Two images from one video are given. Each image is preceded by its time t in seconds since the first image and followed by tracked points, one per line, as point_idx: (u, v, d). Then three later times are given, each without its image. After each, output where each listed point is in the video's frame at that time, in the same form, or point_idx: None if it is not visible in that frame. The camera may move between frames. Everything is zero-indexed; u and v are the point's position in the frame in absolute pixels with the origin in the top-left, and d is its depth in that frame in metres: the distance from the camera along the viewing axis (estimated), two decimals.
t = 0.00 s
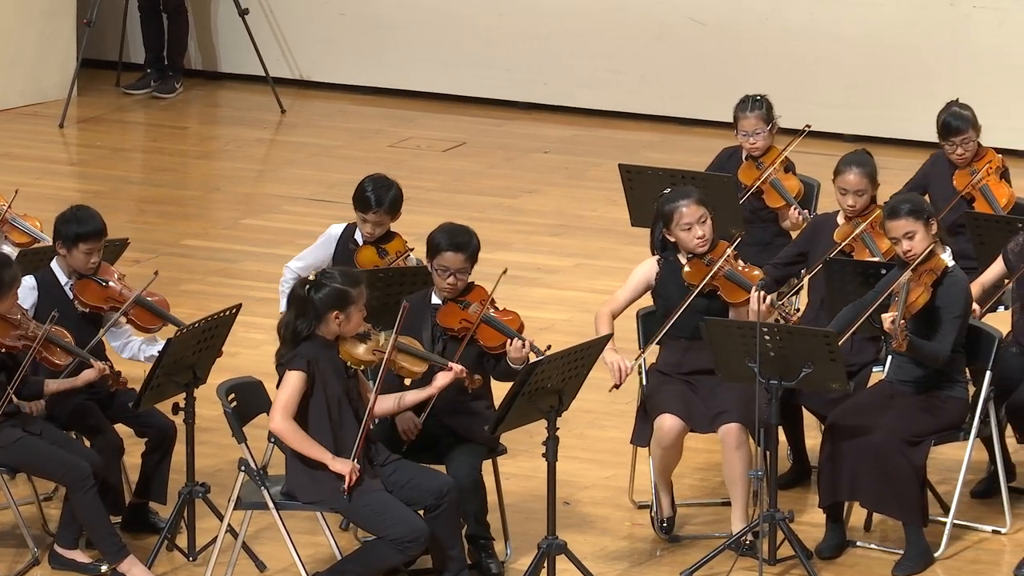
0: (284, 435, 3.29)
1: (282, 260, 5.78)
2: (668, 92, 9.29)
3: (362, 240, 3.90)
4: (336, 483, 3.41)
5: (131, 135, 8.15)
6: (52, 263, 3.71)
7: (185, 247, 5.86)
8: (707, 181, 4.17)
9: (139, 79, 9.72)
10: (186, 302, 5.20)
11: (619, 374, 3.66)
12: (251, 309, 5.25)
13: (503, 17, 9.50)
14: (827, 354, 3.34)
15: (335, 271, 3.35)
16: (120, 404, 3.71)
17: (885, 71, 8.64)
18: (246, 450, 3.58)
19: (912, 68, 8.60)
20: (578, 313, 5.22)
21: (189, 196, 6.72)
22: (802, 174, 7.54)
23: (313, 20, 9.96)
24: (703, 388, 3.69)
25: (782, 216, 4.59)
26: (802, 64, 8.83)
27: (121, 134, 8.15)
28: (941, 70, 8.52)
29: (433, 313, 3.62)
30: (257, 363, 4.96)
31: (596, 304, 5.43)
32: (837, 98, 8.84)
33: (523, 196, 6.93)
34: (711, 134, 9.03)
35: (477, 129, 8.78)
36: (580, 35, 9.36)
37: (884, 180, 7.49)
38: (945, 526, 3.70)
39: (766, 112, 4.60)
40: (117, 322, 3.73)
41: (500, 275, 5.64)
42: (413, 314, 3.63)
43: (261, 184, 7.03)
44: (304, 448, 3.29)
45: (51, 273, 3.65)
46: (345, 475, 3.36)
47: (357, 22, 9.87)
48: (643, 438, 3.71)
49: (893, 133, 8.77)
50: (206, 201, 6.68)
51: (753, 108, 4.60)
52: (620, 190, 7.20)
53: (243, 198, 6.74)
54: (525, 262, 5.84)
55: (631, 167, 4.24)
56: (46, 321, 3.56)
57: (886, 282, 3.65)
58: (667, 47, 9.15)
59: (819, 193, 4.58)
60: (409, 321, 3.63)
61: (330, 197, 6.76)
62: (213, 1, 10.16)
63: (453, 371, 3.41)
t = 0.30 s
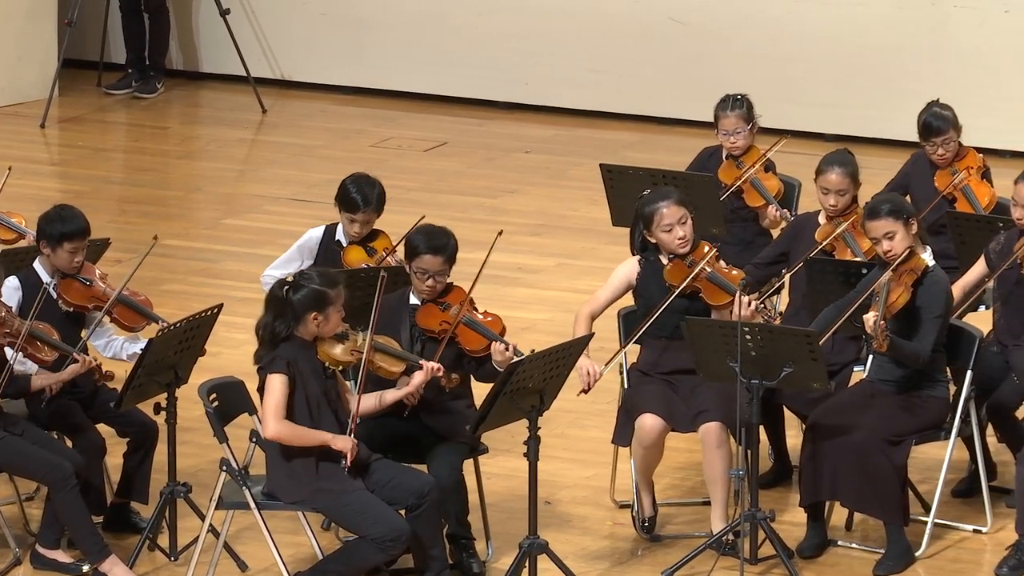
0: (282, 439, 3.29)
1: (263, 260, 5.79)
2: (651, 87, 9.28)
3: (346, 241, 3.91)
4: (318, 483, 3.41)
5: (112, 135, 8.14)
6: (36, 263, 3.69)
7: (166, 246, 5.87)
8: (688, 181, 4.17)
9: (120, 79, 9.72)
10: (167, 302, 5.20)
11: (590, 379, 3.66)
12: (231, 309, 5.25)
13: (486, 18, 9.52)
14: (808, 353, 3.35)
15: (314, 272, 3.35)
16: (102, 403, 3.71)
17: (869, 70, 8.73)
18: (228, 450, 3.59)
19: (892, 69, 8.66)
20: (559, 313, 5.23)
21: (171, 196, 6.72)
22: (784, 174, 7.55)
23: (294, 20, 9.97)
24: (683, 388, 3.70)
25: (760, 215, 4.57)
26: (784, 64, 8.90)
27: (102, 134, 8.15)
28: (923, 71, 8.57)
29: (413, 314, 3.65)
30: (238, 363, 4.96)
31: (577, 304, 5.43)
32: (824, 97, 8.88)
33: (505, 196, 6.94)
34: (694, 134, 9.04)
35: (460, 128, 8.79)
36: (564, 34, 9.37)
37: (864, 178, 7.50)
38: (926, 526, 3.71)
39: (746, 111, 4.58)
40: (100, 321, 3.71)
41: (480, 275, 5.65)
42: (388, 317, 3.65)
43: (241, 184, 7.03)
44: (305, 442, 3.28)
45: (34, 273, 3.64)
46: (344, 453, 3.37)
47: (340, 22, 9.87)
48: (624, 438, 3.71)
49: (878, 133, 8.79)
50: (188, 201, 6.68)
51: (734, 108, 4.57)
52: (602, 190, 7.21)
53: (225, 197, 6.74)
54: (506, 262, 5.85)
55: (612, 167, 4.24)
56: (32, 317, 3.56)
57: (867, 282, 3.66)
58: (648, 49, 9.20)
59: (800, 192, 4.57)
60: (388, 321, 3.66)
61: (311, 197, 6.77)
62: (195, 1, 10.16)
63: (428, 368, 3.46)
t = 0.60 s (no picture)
0: (275, 443, 3.30)
1: (243, 260, 5.79)
2: (633, 85, 9.26)
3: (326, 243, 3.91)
4: (298, 483, 3.41)
5: (92, 135, 8.14)
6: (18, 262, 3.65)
7: (145, 246, 5.86)
8: (668, 180, 4.16)
9: (101, 79, 9.72)
10: (147, 302, 5.20)
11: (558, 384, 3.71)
12: (212, 309, 5.25)
13: (470, 18, 9.51)
14: (788, 353, 3.35)
15: (292, 274, 3.35)
16: (82, 404, 3.70)
17: (848, 72, 8.69)
18: (208, 450, 3.58)
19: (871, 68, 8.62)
20: (539, 313, 5.23)
21: (151, 196, 6.71)
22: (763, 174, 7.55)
23: (274, 20, 9.98)
24: (664, 388, 3.69)
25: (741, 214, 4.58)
26: (764, 62, 8.84)
27: (82, 134, 8.15)
28: (901, 70, 8.55)
29: (390, 314, 3.66)
30: (218, 363, 4.96)
31: (558, 304, 5.43)
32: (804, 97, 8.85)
33: (485, 197, 6.93)
34: (676, 134, 9.04)
35: (444, 129, 8.78)
36: (545, 34, 9.36)
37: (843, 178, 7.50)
38: (906, 525, 3.71)
39: (726, 111, 4.55)
40: (83, 322, 3.71)
41: (459, 276, 5.64)
42: (364, 320, 3.67)
43: (222, 184, 7.03)
44: (297, 434, 3.30)
45: (17, 273, 3.60)
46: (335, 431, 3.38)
47: (324, 22, 9.86)
48: (604, 438, 3.71)
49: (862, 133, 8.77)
50: (168, 201, 6.68)
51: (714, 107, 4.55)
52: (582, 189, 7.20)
53: (205, 198, 6.74)
54: (486, 262, 5.84)
55: (592, 166, 4.24)
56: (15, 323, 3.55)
57: (847, 283, 3.66)
58: (628, 46, 9.18)
59: (779, 191, 4.59)
60: (365, 322, 3.67)
61: (291, 197, 6.77)
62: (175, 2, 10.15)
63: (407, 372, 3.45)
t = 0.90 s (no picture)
0: (257, 444, 3.32)
1: (223, 260, 5.79)
2: (618, 86, 9.28)
3: (301, 243, 3.90)
4: (280, 483, 3.41)
5: (72, 135, 8.14)
6: None
7: (125, 246, 5.87)
8: (648, 180, 4.16)
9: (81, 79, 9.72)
10: (127, 302, 5.21)
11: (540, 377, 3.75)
12: (192, 309, 5.25)
13: (454, 17, 9.51)
14: (769, 353, 3.35)
15: (275, 273, 3.35)
16: (63, 404, 3.70)
17: (830, 71, 8.72)
18: (189, 450, 3.58)
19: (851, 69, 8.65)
20: (519, 313, 5.23)
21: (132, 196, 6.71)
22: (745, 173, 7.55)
23: (255, 20, 9.98)
24: (645, 388, 3.70)
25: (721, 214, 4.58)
26: (745, 63, 8.89)
27: (61, 133, 8.15)
28: (881, 69, 8.58)
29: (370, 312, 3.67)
30: (198, 363, 4.96)
31: (539, 304, 5.43)
32: (789, 98, 8.89)
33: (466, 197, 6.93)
34: (658, 133, 9.04)
35: (430, 128, 8.78)
36: (527, 33, 9.36)
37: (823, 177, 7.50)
38: (887, 524, 3.72)
39: (707, 111, 4.57)
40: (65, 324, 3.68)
41: (440, 276, 5.64)
42: (345, 320, 3.69)
43: (202, 184, 7.03)
44: (278, 436, 3.31)
45: None
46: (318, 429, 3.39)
47: (309, 22, 9.85)
48: (585, 437, 3.71)
49: (847, 134, 8.78)
50: (149, 201, 6.68)
51: (694, 107, 4.56)
52: (563, 189, 7.21)
53: (185, 197, 6.74)
54: (467, 262, 5.85)
55: (572, 166, 4.24)
56: None
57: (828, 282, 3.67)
58: (609, 46, 9.21)
59: (761, 191, 4.56)
60: (347, 321, 3.68)
61: (272, 197, 6.77)
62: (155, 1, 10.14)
63: (387, 374, 3.41)
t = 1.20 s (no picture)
0: (232, 444, 3.30)
1: (204, 260, 5.79)
2: (597, 83, 9.25)
3: (278, 241, 3.90)
4: (258, 483, 3.40)
5: (53, 135, 8.14)
6: None
7: (106, 246, 5.86)
8: (628, 180, 4.14)
9: (61, 79, 9.72)
10: (108, 302, 5.21)
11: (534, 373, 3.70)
12: (174, 309, 5.25)
13: (437, 16, 9.49)
14: (749, 353, 3.34)
15: (258, 273, 3.34)
16: (43, 404, 3.69)
17: (809, 72, 8.70)
18: (169, 450, 3.57)
19: (833, 69, 8.63)
20: (500, 313, 5.23)
21: (112, 196, 6.71)
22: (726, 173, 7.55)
23: (233, 19, 9.96)
24: (626, 388, 3.69)
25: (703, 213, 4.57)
26: (724, 61, 8.87)
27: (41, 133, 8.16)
28: (860, 68, 8.56)
29: (353, 312, 3.66)
30: (179, 363, 4.96)
31: (519, 303, 5.43)
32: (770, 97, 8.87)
33: (447, 197, 6.93)
34: (636, 133, 9.02)
35: (416, 128, 8.78)
36: (508, 33, 9.35)
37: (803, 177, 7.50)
38: (868, 524, 3.72)
39: (687, 111, 4.53)
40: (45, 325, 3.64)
41: (421, 276, 5.64)
42: (327, 319, 3.67)
43: (182, 184, 7.03)
44: (252, 445, 3.30)
45: None
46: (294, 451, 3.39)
47: (294, 22, 9.84)
48: (566, 437, 3.70)
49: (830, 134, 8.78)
50: (129, 201, 6.68)
51: (676, 107, 4.53)
52: (544, 189, 7.20)
53: (166, 197, 6.74)
54: (448, 262, 5.84)
55: (553, 166, 4.24)
56: None
57: (809, 280, 3.65)
58: (588, 45, 9.18)
59: (741, 190, 4.60)
60: (330, 320, 3.67)
61: (252, 197, 6.77)
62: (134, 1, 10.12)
63: (367, 371, 3.43)
